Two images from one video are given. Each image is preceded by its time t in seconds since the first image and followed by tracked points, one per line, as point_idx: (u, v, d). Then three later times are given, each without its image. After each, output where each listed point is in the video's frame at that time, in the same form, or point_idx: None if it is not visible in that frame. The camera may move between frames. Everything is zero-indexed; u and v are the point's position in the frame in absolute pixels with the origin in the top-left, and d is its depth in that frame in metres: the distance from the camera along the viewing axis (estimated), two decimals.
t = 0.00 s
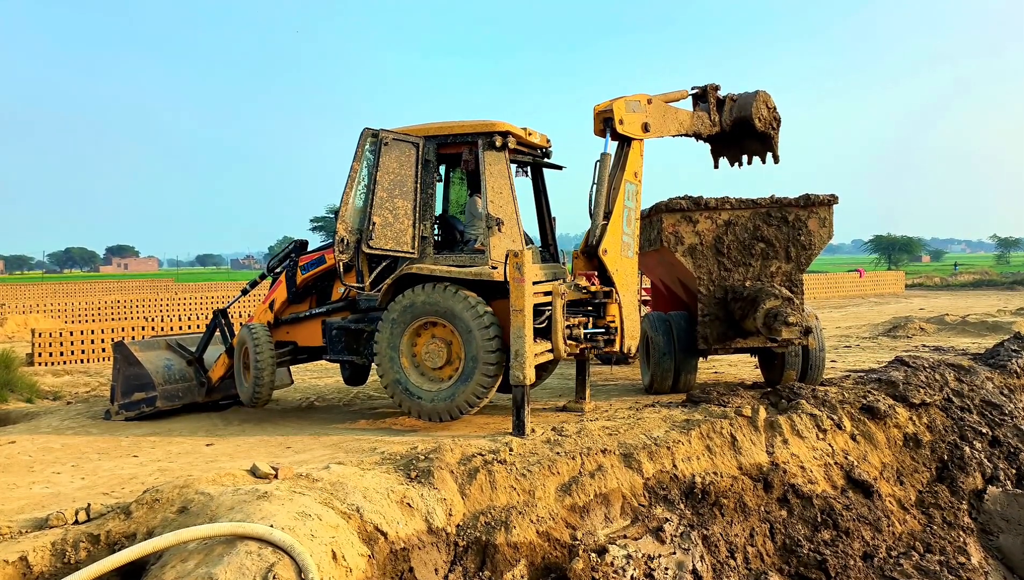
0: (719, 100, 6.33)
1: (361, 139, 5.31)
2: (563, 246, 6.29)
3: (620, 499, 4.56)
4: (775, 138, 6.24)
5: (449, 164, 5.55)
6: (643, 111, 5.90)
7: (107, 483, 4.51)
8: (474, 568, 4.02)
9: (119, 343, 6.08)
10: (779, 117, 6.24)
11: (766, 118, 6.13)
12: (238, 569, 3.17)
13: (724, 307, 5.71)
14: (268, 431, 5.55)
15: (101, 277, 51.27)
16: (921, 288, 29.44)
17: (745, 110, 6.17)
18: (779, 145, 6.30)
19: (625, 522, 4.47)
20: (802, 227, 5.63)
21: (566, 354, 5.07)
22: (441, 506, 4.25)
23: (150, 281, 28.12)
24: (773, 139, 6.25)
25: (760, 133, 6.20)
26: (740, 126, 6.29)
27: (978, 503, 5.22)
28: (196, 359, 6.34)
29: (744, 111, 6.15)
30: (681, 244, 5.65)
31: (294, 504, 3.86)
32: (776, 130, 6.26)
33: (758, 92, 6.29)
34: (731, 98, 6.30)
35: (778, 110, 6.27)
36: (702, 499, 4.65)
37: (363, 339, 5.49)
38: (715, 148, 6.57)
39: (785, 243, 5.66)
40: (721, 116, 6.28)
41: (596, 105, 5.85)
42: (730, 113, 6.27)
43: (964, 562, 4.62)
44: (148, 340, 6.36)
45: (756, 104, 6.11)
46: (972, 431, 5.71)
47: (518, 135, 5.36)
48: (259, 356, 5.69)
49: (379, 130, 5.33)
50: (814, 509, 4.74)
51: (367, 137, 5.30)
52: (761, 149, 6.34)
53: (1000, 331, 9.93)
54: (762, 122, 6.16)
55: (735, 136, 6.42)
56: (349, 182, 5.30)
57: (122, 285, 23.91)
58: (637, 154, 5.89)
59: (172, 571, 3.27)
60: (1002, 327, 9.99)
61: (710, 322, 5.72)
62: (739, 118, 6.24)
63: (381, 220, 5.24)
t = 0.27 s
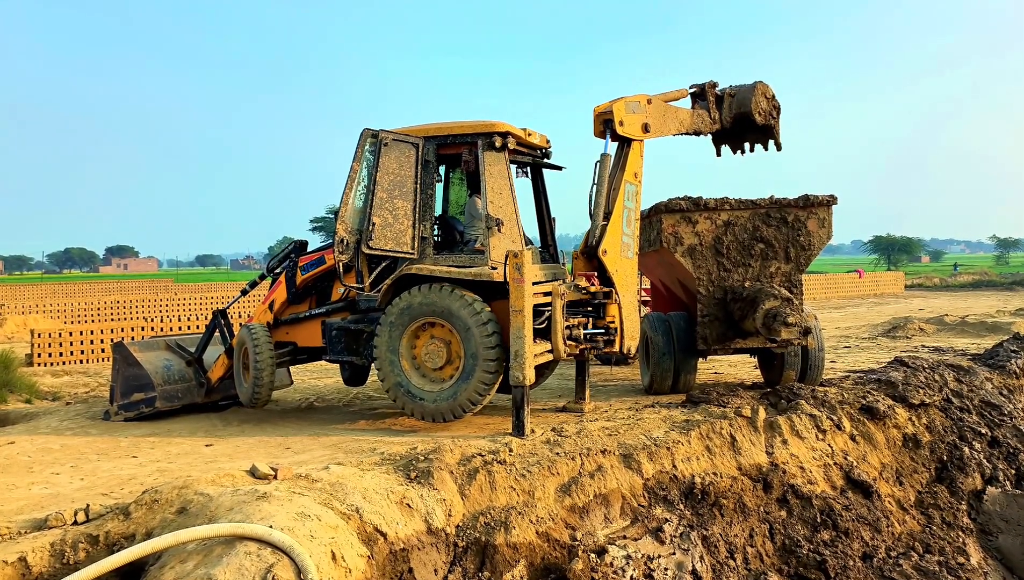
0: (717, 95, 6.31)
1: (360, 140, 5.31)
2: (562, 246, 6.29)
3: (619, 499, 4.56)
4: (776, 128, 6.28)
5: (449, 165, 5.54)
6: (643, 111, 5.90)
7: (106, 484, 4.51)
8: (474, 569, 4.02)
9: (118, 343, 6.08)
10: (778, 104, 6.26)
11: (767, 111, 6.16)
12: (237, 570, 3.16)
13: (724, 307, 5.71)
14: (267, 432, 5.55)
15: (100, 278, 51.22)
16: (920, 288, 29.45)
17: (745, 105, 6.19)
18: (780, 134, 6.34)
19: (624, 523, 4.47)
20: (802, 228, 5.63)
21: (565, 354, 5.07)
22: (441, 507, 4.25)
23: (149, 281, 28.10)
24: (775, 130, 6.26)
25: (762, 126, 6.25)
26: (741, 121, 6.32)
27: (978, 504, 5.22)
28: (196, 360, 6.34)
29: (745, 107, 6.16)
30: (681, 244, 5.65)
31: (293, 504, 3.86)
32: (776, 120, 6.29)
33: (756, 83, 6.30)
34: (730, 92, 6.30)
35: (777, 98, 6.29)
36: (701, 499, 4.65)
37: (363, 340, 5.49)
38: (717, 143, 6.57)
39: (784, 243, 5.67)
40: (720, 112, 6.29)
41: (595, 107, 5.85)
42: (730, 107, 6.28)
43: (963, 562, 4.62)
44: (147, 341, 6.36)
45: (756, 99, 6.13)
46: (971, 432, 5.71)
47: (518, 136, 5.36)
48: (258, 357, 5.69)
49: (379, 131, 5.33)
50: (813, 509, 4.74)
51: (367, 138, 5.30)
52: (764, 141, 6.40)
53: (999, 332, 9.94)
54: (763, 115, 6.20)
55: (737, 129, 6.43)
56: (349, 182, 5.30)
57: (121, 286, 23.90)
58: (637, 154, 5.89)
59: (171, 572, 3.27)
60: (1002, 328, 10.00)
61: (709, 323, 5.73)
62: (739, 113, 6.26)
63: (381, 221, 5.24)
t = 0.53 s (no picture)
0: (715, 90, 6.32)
1: (355, 140, 5.30)
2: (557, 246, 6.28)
3: (614, 499, 4.57)
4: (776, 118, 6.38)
5: (444, 165, 5.53)
6: (641, 111, 5.90)
7: (99, 485, 4.49)
8: (469, 569, 4.01)
9: (112, 344, 6.05)
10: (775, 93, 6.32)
11: (769, 103, 6.26)
12: (231, 572, 3.15)
13: (718, 307, 5.72)
14: (262, 432, 5.54)
15: (94, 277, 51.00)
16: (914, 288, 29.55)
17: (748, 100, 6.26)
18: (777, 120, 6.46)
19: (619, 523, 4.48)
20: (796, 228, 5.65)
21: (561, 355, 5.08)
22: (436, 507, 4.25)
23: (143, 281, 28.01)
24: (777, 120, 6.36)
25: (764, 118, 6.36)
26: (744, 114, 6.39)
27: (971, 503, 5.24)
28: (190, 360, 6.32)
29: (748, 102, 6.23)
30: (676, 245, 5.66)
31: (287, 505, 3.85)
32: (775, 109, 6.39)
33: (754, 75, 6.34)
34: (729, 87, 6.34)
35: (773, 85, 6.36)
36: (696, 499, 4.66)
37: (358, 340, 5.49)
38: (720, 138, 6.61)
39: (779, 244, 5.68)
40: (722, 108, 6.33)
41: (593, 109, 5.85)
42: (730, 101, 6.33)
43: (957, 561, 4.64)
44: (141, 341, 6.34)
45: (757, 93, 6.21)
46: (964, 431, 5.74)
47: (513, 136, 5.35)
48: (253, 357, 5.67)
49: (374, 131, 5.32)
50: (808, 509, 4.75)
51: (363, 138, 5.28)
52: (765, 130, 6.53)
53: (992, 332, 9.99)
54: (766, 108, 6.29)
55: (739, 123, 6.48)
56: (344, 183, 5.29)
57: (115, 286, 23.81)
58: (635, 154, 5.88)
59: (164, 573, 3.26)
60: (995, 328, 10.04)
61: (704, 323, 5.74)
62: (741, 108, 6.33)
63: (377, 221, 5.23)
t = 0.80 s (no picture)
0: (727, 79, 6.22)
1: (346, 141, 5.30)
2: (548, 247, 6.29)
3: (606, 500, 4.57)
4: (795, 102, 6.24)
5: (436, 166, 5.53)
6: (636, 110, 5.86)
7: (88, 487, 4.46)
8: (460, 570, 4.01)
9: (101, 345, 6.02)
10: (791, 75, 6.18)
11: (784, 89, 6.11)
12: (220, 574, 3.14)
13: (709, 308, 5.74)
14: (252, 434, 5.52)
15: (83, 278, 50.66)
16: (904, 288, 29.72)
17: (761, 88, 6.14)
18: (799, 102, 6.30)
19: (610, 523, 4.48)
20: (786, 229, 5.68)
21: (552, 355, 5.08)
22: (427, 508, 4.24)
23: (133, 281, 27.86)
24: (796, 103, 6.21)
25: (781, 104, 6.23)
26: (759, 101, 6.27)
27: (959, 502, 5.28)
28: (180, 362, 6.29)
29: (761, 89, 6.11)
30: (667, 245, 5.69)
31: (277, 507, 3.83)
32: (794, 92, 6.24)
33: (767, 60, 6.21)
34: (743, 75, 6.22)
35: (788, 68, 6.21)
36: (687, 499, 4.67)
37: (348, 341, 5.48)
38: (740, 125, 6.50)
39: (769, 245, 5.71)
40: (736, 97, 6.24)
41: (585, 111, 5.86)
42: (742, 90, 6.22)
43: (945, 560, 4.67)
44: (130, 343, 6.30)
45: (770, 79, 6.07)
46: (952, 430, 5.78)
47: (504, 136, 5.35)
48: (243, 359, 5.65)
49: (364, 132, 5.33)
50: (798, 508, 4.77)
51: (353, 138, 5.29)
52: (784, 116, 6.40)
53: (980, 332, 10.06)
54: (781, 94, 6.16)
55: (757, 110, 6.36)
56: (335, 183, 5.28)
57: (105, 286, 23.67)
58: (631, 153, 5.77)
59: (153, 576, 3.24)
60: (983, 328, 10.11)
61: (695, 324, 5.75)
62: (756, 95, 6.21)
63: (368, 222, 5.24)
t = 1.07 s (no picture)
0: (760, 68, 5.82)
1: (334, 142, 5.28)
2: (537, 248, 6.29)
3: (595, 500, 4.58)
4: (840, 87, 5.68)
5: (425, 166, 5.52)
6: (634, 108, 5.61)
7: (73, 491, 4.42)
8: (449, 571, 4.00)
9: (87, 347, 5.97)
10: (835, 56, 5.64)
11: (823, 76, 5.60)
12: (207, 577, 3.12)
13: (698, 308, 5.76)
14: (240, 436, 5.49)
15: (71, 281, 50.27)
16: (892, 288, 29.94)
17: (796, 75, 5.67)
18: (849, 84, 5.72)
19: (600, 523, 4.49)
20: (774, 230, 5.72)
21: (541, 356, 5.08)
22: (416, 510, 4.23)
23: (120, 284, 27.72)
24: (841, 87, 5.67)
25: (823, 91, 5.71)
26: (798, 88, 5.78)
27: (945, 500, 5.32)
28: (167, 363, 6.25)
29: (794, 78, 5.65)
30: (655, 246, 5.72)
31: (265, 509, 3.81)
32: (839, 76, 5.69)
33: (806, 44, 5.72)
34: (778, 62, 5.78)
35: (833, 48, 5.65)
36: (676, 499, 4.68)
37: (337, 343, 5.46)
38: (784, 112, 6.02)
39: (757, 245, 5.75)
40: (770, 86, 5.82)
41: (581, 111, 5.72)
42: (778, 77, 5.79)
43: (932, 558, 4.70)
44: (116, 345, 6.25)
45: (805, 66, 5.58)
46: (938, 429, 5.82)
47: (493, 137, 5.35)
48: (231, 360, 5.62)
49: (353, 133, 5.30)
50: (786, 507, 4.79)
51: (342, 139, 5.27)
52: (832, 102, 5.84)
53: (966, 331, 10.15)
54: (820, 81, 5.65)
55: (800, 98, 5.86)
56: (323, 184, 5.26)
57: (91, 289, 23.50)
58: (627, 153, 5.57)
59: None
60: (968, 328, 10.20)
61: (684, 324, 5.77)
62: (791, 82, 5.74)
63: (356, 223, 5.21)
